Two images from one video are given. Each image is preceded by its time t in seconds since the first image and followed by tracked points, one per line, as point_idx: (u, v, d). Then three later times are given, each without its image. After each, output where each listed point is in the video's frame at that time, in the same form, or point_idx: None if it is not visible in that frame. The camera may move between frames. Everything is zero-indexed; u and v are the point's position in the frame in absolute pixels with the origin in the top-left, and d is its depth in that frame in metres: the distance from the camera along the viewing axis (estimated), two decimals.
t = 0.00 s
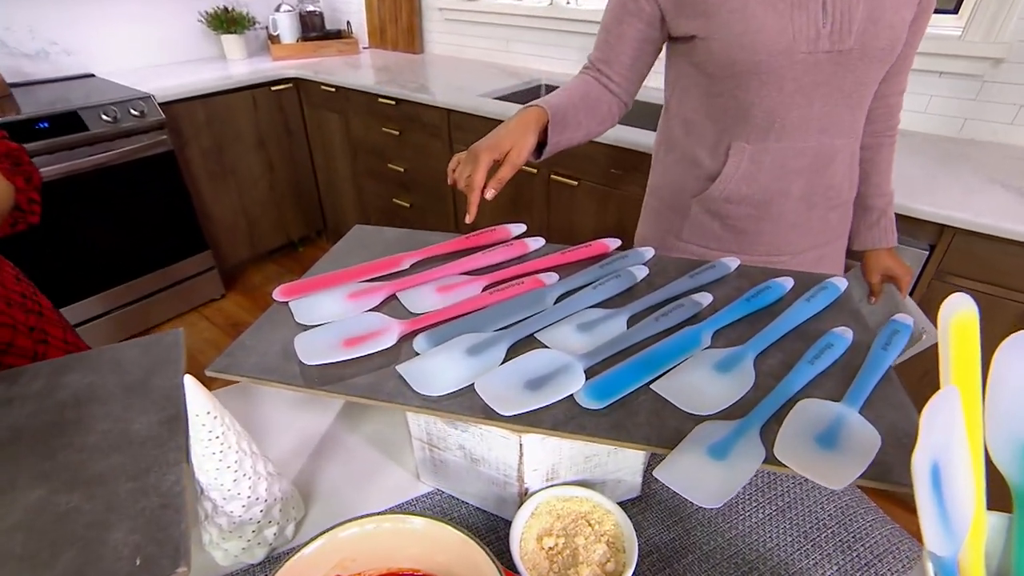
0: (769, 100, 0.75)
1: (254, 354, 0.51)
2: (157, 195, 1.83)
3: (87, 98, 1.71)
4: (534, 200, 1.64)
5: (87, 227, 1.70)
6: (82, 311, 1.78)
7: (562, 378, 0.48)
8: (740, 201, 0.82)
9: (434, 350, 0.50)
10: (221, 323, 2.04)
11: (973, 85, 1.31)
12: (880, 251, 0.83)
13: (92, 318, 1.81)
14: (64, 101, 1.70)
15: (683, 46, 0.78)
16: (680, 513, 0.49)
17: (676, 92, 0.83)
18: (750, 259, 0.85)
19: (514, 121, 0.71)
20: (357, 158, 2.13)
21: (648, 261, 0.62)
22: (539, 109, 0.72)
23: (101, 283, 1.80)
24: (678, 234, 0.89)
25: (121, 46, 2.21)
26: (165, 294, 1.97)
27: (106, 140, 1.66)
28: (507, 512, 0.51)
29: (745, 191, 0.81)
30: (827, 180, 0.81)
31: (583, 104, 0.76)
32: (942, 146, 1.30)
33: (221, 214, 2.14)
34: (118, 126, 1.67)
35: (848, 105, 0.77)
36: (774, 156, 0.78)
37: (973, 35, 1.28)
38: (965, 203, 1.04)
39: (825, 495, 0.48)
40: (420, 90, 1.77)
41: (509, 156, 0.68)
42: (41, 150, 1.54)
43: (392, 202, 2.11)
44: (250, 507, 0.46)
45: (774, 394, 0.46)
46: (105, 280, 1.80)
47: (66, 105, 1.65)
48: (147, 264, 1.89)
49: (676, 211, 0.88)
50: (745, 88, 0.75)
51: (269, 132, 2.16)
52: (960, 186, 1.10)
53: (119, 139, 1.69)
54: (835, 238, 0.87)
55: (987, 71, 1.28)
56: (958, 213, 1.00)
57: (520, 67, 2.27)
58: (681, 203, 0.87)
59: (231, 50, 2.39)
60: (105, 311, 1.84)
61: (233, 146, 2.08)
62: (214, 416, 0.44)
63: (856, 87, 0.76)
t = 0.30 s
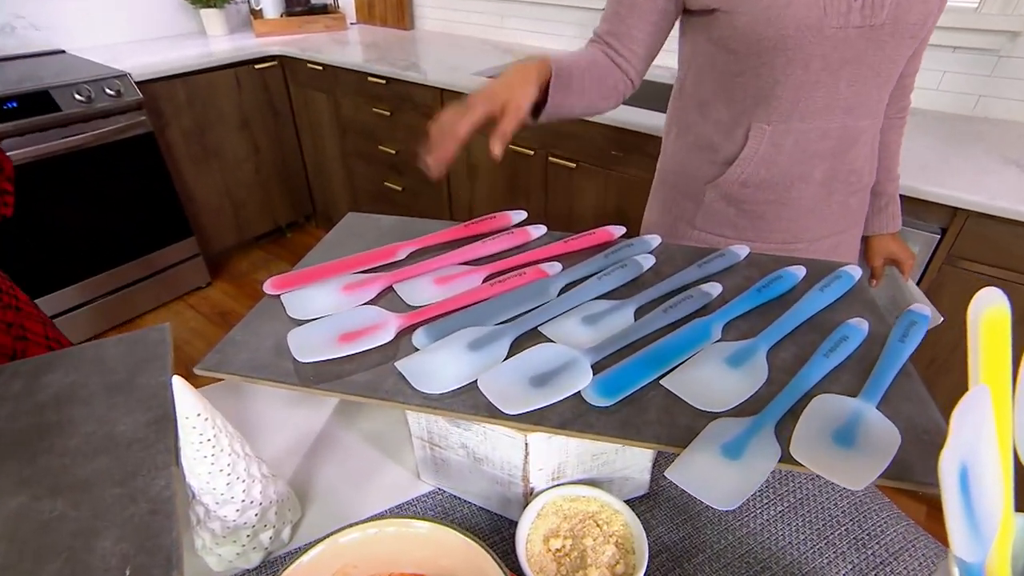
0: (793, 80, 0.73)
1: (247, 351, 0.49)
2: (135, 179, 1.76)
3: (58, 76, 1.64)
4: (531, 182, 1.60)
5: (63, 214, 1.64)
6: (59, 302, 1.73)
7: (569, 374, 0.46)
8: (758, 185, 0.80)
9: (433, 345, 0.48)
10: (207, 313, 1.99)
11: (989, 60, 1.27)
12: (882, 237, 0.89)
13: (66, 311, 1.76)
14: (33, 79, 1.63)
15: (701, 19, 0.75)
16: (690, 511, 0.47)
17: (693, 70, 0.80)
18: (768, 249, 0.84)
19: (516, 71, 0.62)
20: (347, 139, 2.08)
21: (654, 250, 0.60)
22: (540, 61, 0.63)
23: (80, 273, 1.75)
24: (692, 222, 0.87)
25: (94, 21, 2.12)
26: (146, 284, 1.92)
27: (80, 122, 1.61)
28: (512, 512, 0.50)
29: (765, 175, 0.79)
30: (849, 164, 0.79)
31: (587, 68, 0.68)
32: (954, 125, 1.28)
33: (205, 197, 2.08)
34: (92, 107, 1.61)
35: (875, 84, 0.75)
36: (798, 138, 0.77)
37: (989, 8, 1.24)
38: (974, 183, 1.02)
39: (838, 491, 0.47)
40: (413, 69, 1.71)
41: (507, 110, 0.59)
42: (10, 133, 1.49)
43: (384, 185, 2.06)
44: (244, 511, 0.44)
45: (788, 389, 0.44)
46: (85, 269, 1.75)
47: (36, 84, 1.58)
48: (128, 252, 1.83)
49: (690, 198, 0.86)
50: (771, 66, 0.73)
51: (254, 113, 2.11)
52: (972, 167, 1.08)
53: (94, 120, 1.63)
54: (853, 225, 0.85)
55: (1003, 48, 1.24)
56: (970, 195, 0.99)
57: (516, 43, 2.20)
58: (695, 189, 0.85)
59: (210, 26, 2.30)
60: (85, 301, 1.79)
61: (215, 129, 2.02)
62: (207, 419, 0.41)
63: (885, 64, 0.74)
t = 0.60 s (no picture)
0: (801, 58, 0.71)
1: (242, 346, 0.47)
2: (115, 163, 1.71)
3: (31, 54, 1.58)
4: (528, 164, 1.57)
5: (41, 199, 1.59)
6: (41, 292, 1.69)
7: (577, 370, 0.44)
8: (761, 166, 0.78)
9: (435, 340, 0.46)
10: (195, 303, 1.95)
11: (1005, 36, 1.24)
12: (909, 224, 0.85)
13: (49, 300, 1.72)
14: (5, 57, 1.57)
15: None
16: (700, 508, 0.46)
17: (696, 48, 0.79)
18: (772, 234, 0.82)
19: None
20: (337, 121, 2.03)
21: (660, 239, 0.58)
22: None
23: (61, 261, 1.70)
24: (693, 204, 0.86)
25: None
26: (132, 272, 1.87)
27: (56, 103, 1.55)
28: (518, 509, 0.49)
29: (768, 157, 0.77)
30: (859, 148, 0.76)
31: None
32: (967, 104, 1.25)
33: (191, 181, 2.03)
34: (69, 87, 1.55)
35: (890, 65, 0.71)
36: (804, 119, 0.74)
37: None
38: (981, 163, 1.01)
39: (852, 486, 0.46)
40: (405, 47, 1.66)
41: None
42: None
43: (376, 169, 2.02)
44: (242, 514, 0.43)
45: (802, 383, 0.43)
46: (67, 257, 1.71)
47: (7, 63, 1.52)
48: (111, 239, 1.79)
49: (693, 177, 0.84)
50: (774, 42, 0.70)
51: (238, 93, 2.05)
52: (986, 149, 1.06)
53: (70, 102, 1.58)
54: (862, 215, 0.83)
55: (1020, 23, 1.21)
56: (979, 176, 0.98)
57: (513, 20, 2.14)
58: (698, 168, 0.84)
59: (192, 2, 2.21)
60: (69, 290, 1.75)
61: (198, 109, 1.96)
62: (201, 420, 0.40)
63: (901, 43, 0.70)
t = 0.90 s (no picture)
0: (807, 40, 0.69)
1: (239, 342, 0.45)
2: (103, 149, 1.68)
3: (9, 36, 1.53)
4: (525, 149, 1.55)
5: (24, 187, 1.55)
6: (27, 282, 1.66)
7: (584, 365, 0.43)
8: (764, 152, 0.77)
9: (438, 336, 0.45)
10: (186, 293, 1.92)
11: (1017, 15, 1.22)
12: (940, 222, 0.77)
13: (35, 290, 1.69)
14: None
15: None
16: (707, 504, 0.46)
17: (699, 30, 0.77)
18: (774, 224, 0.81)
19: None
20: (329, 105, 1.99)
21: (666, 229, 0.57)
22: None
23: (46, 251, 1.67)
24: (693, 190, 0.85)
25: None
26: (121, 260, 1.84)
27: (35, 87, 1.51)
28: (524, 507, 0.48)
29: (770, 142, 0.76)
30: (867, 136, 0.75)
31: None
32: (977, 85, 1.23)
33: (179, 167, 1.98)
34: (48, 71, 1.52)
35: (901, 49, 0.69)
36: (810, 104, 0.73)
37: None
38: (988, 147, 1.00)
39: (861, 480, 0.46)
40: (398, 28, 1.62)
41: None
42: None
43: (371, 154, 1.99)
44: (243, 515, 0.42)
45: (814, 378, 0.42)
46: (52, 246, 1.68)
47: None
48: (98, 228, 1.76)
49: (693, 163, 0.83)
50: (784, 19, 0.69)
51: (226, 76, 2.00)
52: (995, 134, 1.05)
53: (49, 86, 1.54)
54: (866, 204, 0.82)
55: None
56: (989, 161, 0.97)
57: None
58: (697, 154, 0.82)
59: None
60: (55, 280, 1.72)
61: (186, 93, 1.91)
62: (199, 421, 0.38)
63: (916, 26, 0.68)
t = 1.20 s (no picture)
0: (808, 32, 0.68)
1: (237, 343, 0.44)
2: (95, 143, 1.66)
3: None
4: (522, 138, 1.53)
5: (16, 183, 1.53)
6: (18, 275, 1.64)
7: (591, 364, 0.42)
8: (760, 147, 0.76)
9: (442, 335, 0.44)
10: (180, 285, 1.90)
11: None
12: (931, 224, 0.78)
13: (25, 284, 1.67)
14: None
15: None
16: (713, 501, 0.46)
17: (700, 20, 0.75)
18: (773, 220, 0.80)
19: None
20: (322, 93, 1.96)
21: (669, 224, 0.56)
22: None
23: (36, 243, 1.64)
24: (687, 184, 0.84)
25: None
26: (113, 253, 1.82)
27: (19, 75, 1.47)
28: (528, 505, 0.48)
29: (767, 137, 0.75)
30: (866, 133, 0.74)
31: None
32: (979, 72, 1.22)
33: (170, 158, 1.95)
34: (33, 59, 1.48)
35: (903, 43, 0.68)
36: (807, 99, 0.71)
37: None
38: (989, 136, 1.00)
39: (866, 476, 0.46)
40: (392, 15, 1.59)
41: None
42: None
43: (365, 143, 1.96)
44: (247, 518, 0.41)
45: (821, 375, 0.42)
46: (42, 238, 1.65)
47: None
48: (88, 220, 1.73)
49: (689, 157, 0.82)
50: (782, 12, 0.68)
51: (216, 63, 1.96)
52: (997, 122, 1.04)
53: (35, 74, 1.50)
54: (863, 203, 0.81)
55: None
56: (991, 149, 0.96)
57: None
58: (693, 149, 0.81)
59: None
60: (46, 273, 1.70)
61: (175, 81, 1.88)
62: (200, 425, 0.38)
63: (918, 19, 0.67)
